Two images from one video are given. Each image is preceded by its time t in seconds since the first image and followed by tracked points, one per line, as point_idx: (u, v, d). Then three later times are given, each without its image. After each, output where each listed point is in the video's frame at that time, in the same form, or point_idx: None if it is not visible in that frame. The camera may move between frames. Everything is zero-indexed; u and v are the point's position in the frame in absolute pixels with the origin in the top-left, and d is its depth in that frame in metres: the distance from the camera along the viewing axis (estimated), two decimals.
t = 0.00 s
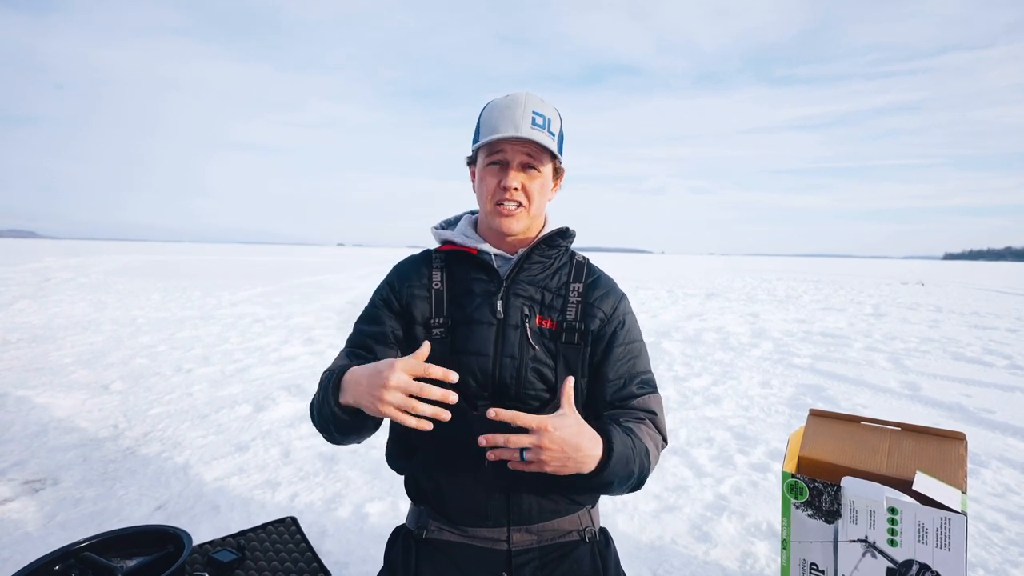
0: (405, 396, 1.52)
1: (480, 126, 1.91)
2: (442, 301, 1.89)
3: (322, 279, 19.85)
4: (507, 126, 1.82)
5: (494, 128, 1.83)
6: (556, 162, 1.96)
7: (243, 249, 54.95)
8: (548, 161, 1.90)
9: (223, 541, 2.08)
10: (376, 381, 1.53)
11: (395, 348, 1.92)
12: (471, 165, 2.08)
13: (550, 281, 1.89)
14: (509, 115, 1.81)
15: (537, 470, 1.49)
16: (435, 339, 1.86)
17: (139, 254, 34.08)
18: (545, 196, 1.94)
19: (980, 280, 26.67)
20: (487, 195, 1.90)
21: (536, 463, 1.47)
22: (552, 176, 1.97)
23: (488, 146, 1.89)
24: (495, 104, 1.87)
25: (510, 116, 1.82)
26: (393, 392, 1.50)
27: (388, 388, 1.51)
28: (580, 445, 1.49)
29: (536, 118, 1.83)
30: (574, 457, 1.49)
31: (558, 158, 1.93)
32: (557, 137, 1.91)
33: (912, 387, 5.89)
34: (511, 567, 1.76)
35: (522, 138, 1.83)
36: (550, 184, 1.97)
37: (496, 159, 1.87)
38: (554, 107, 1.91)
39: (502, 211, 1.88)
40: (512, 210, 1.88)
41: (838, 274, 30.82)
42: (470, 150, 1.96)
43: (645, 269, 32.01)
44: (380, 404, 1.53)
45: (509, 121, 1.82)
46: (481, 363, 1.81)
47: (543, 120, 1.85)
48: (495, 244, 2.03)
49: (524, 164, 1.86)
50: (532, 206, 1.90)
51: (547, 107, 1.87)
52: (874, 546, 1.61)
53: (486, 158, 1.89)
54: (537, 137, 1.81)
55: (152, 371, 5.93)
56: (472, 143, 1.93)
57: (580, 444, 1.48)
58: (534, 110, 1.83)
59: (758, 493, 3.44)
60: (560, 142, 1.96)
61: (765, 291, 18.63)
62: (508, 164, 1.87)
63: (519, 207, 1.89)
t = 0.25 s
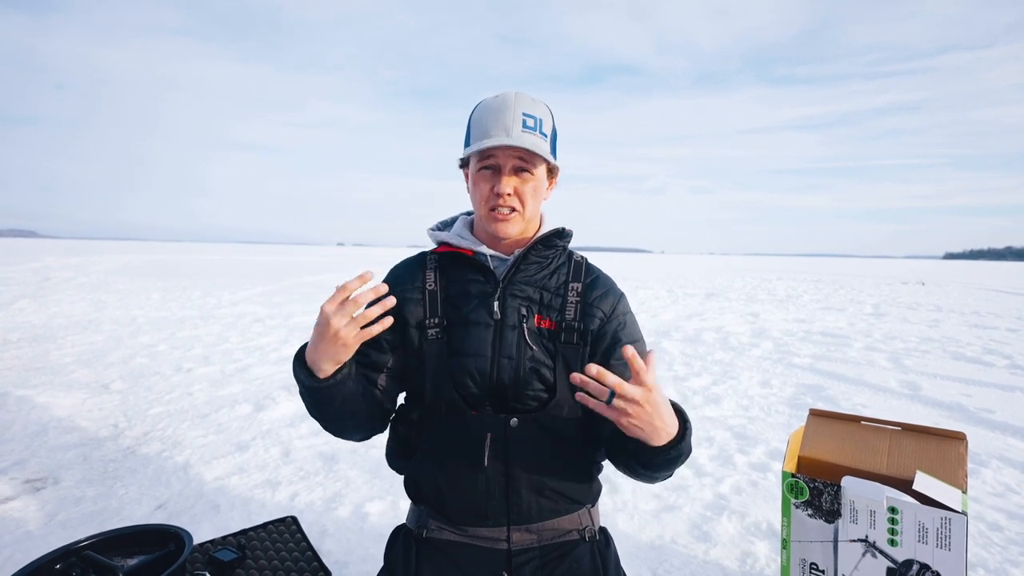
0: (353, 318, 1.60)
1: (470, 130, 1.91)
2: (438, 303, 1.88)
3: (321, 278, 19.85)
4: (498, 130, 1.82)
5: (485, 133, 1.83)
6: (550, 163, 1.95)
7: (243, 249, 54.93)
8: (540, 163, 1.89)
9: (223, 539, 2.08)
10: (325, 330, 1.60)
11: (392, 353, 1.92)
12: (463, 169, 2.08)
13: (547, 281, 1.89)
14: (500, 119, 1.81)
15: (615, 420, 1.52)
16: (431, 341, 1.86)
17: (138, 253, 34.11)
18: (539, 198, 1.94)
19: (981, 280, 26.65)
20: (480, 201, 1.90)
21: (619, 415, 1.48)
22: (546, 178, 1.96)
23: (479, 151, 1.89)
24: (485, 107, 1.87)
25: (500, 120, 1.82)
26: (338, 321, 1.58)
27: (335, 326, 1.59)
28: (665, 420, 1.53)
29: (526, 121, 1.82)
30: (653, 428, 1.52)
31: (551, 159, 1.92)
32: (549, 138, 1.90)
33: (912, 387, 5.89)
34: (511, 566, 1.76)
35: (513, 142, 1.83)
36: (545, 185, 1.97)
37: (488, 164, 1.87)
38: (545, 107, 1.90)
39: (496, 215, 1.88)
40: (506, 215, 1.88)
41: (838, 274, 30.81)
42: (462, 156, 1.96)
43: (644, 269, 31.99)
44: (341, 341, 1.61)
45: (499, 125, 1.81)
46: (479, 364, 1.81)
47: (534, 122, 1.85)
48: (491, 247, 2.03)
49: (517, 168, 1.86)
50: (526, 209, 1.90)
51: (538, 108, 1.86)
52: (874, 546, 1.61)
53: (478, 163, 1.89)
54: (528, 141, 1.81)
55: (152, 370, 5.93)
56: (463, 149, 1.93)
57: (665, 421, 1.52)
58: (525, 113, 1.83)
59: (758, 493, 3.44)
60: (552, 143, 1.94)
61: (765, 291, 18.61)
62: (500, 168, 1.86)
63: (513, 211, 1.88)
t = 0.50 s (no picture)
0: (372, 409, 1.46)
1: (465, 127, 1.91)
2: (437, 303, 1.89)
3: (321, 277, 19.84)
4: (490, 125, 1.82)
5: (478, 128, 1.83)
6: (544, 159, 1.94)
7: (242, 249, 54.89)
8: (534, 159, 1.89)
9: (222, 539, 2.08)
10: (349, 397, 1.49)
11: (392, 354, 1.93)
12: (459, 167, 2.08)
13: (545, 280, 1.89)
14: (492, 115, 1.81)
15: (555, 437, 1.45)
16: (431, 341, 1.86)
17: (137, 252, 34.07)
18: (534, 194, 1.93)
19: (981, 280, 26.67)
20: (474, 197, 1.90)
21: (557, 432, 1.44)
22: (541, 174, 1.95)
23: (473, 147, 1.89)
24: (478, 104, 1.88)
25: (493, 116, 1.82)
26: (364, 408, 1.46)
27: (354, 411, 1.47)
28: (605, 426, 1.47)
29: (519, 116, 1.82)
30: (594, 439, 1.46)
31: (546, 155, 1.92)
32: (543, 133, 1.90)
33: (911, 387, 5.90)
34: (510, 566, 1.77)
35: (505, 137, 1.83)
36: (539, 182, 1.96)
37: (481, 160, 1.87)
38: (539, 103, 1.90)
39: (490, 212, 1.88)
40: (500, 211, 1.87)
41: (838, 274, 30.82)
42: (457, 153, 1.96)
43: (644, 268, 31.98)
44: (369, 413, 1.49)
45: (491, 120, 1.81)
46: (478, 364, 1.81)
47: (527, 117, 1.84)
48: (488, 244, 2.03)
49: (510, 163, 1.86)
50: (521, 206, 1.89)
51: (531, 103, 1.86)
52: (873, 545, 1.61)
53: (473, 159, 1.89)
54: (520, 136, 1.80)
55: (151, 370, 5.92)
56: (458, 145, 1.93)
57: (606, 428, 1.46)
58: (517, 108, 1.83)
59: (757, 492, 3.44)
60: (547, 139, 1.94)
61: (765, 290, 18.62)
62: (493, 164, 1.86)
63: (507, 207, 1.88)
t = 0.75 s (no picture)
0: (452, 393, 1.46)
1: (460, 126, 1.89)
2: (434, 304, 1.86)
3: (320, 278, 19.80)
4: (486, 124, 1.79)
5: (474, 128, 1.81)
6: (541, 159, 1.92)
7: (242, 249, 54.87)
8: (531, 159, 1.86)
9: (219, 543, 2.05)
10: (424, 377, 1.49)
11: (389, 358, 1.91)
12: (455, 167, 2.05)
13: (543, 280, 1.86)
14: (488, 114, 1.79)
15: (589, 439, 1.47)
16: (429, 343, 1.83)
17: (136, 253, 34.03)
18: (531, 194, 1.90)
19: (984, 280, 26.61)
20: (470, 197, 1.87)
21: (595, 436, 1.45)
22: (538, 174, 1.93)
23: (469, 147, 1.87)
24: (474, 104, 1.85)
25: (488, 115, 1.79)
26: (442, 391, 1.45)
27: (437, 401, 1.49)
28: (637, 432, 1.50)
29: (515, 115, 1.79)
30: (630, 447, 1.49)
31: (543, 155, 1.89)
32: (539, 133, 1.87)
33: (915, 388, 5.86)
34: (510, 570, 1.74)
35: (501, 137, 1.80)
36: (536, 182, 1.93)
37: (478, 160, 1.84)
38: (535, 103, 1.87)
39: (487, 212, 1.85)
40: (496, 211, 1.84)
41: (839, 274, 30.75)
42: (453, 153, 1.94)
43: (645, 268, 31.91)
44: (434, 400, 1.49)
45: (488, 120, 1.79)
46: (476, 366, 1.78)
47: (523, 117, 1.82)
48: (484, 245, 2.00)
49: (506, 163, 1.83)
50: (517, 205, 1.86)
51: (527, 102, 1.84)
52: (876, 548, 1.58)
53: (469, 159, 1.86)
54: (516, 135, 1.78)
55: (148, 371, 5.90)
56: (454, 146, 1.91)
57: (644, 439, 1.48)
58: (513, 108, 1.80)
59: (759, 495, 3.41)
60: (544, 139, 1.91)
61: (767, 290, 18.58)
62: (489, 164, 1.83)
63: (503, 207, 1.85)
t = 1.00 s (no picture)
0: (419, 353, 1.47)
1: (467, 130, 1.86)
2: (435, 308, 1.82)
3: (323, 283, 19.80)
4: (495, 129, 1.76)
5: (482, 132, 1.77)
6: (548, 163, 1.89)
7: (245, 253, 55.01)
8: (539, 163, 1.84)
9: (217, 553, 2.00)
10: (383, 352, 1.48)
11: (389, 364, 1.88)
12: (460, 171, 2.02)
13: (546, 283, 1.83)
14: (496, 118, 1.76)
15: (572, 331, 1.44)
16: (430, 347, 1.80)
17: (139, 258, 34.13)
18: (538, 198, 1.88)
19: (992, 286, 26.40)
20: (477, 202, 1.83)
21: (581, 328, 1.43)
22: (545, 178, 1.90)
23: (475, 152, 1.83)
24: (481, 108, 1.82)
25: (497, 120, 1.76)
26: (406, 353, 1.46)
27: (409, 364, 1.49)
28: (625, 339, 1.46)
29: (523, 120, 1.77)
30: (615, 343, 1.45)
31: (550, 159, 1.86)
32: (547, 137, 1.85)
33: (924, 396, 5.78)
34: None
35: (510, 142, 1.77)
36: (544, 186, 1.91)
37: (485, 164, 1.81)
38: (543, 107, 1.85)
39: (495, 217, 1.82)
40: (505, 216, 1.82)
41: (845, 279, 30.58)
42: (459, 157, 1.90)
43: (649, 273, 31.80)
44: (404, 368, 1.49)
45: (496, 124, 1.76)
46: (478, 370, 1.74)
47: (532, 121, 1.79)
48: (490, 250, 1.97)
49: (515, 167, 1.80)
50: (526, 210, 1.84)
51: (535, 107, 1.81)
52: (885, 561, 1.53)
53: (476, 164, 1.83)
54: (525, 139, 1.75)
55: (147, 378, 5.88)
56: (459, 150, 1.87)
57: (629, 338, 1.45)
58: (522, 112, 1.78)
59: (765, 505, 3.36)
60: (551, 143, 1.89)
61: (772, 296, 18.47)
62: (498, 168, 1.80)
63: (512, 212, 1.82)
